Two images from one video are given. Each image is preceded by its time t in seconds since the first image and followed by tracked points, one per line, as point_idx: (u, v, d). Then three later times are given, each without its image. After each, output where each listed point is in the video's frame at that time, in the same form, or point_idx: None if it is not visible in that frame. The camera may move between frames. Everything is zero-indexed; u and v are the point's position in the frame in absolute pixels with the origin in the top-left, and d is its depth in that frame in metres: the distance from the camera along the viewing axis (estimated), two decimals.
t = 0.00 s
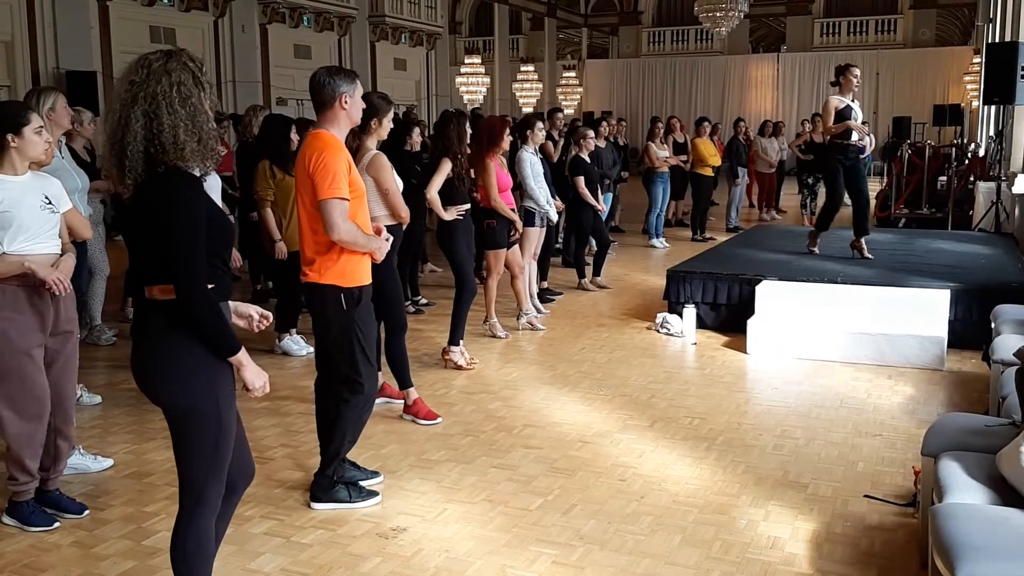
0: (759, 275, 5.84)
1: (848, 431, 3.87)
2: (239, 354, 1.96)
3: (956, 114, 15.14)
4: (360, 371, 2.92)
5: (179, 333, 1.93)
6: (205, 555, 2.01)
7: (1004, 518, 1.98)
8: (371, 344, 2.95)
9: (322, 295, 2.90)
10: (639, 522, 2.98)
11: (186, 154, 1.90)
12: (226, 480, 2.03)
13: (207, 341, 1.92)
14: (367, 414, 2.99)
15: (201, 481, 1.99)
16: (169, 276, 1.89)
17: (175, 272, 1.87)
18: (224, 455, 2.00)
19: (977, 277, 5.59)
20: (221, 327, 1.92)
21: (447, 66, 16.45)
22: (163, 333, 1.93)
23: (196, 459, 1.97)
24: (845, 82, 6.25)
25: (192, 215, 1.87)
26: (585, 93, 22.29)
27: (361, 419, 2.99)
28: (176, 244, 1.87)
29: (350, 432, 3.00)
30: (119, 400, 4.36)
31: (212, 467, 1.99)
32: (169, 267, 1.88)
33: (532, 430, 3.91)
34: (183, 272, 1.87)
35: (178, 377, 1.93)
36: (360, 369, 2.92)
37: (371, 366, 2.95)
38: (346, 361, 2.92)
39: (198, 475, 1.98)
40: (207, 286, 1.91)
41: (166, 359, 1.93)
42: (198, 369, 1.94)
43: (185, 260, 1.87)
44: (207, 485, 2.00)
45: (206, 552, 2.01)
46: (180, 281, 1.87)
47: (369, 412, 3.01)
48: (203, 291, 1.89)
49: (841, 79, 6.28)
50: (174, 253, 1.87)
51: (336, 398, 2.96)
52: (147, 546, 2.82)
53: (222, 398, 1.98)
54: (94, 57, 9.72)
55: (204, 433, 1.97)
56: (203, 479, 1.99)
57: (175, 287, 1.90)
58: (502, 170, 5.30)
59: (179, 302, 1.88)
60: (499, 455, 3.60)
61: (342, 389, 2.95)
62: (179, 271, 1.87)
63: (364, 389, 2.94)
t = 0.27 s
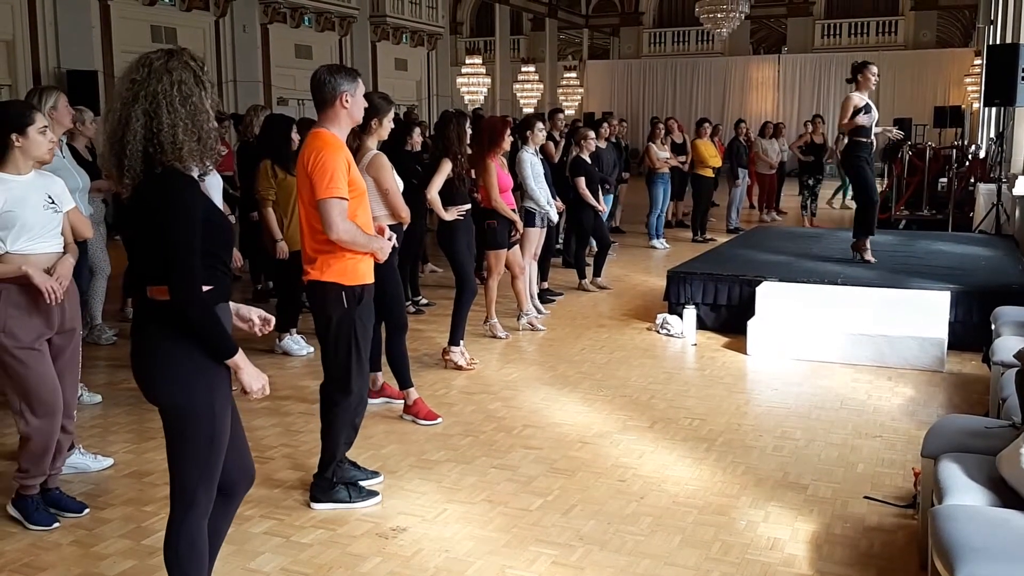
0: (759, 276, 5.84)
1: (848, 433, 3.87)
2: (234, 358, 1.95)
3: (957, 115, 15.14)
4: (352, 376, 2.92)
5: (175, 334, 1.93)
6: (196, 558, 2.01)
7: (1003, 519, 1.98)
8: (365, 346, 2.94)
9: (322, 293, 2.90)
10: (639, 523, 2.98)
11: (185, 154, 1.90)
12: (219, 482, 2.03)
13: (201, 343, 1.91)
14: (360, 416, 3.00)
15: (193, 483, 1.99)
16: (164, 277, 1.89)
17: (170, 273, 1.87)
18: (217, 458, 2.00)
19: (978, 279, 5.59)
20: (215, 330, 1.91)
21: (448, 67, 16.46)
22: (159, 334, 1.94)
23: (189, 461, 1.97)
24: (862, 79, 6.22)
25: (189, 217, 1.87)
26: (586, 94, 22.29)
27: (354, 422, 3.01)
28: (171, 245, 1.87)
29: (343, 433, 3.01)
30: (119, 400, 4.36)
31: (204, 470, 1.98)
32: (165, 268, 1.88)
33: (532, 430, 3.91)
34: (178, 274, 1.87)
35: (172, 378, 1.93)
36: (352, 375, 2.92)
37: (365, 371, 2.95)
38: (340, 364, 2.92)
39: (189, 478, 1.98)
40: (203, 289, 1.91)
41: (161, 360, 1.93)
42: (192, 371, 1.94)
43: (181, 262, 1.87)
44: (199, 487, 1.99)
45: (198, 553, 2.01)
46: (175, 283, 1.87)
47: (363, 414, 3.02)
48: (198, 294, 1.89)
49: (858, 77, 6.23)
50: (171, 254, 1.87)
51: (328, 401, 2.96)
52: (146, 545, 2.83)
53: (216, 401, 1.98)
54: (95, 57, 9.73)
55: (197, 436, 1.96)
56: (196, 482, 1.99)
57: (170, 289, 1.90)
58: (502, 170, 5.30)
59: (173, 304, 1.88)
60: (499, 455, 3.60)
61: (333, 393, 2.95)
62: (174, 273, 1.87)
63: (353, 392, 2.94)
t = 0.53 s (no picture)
0: (760, 276, 5.84)
1: (849, 433, 3.87)
2: (238, 359, 1.95)
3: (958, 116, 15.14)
4: (350, 378, 2.92)
5: (178, 334, 1.93)
6: (205, 555, 2.02)
7: (1005, 519, 1.98)
8: (365, 346, 2.95)
9: (322, 295, 2.90)
10: (640, 523, 2.98)
11: (189, 151, 1.90)
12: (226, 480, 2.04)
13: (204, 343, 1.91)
14: (359, 416, 3.01)
15: (201, 480, 1.99)
16: (166, 277, 1.89)
17: (172, 274, 1.87)
18: (224, 456, 2.01)
19: (980, 280, 5.59)
20: (218, 330, 1.91)
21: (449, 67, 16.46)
22: (162, 333, 1.94)
23: (196, 459, 1.98)
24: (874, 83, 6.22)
25: (189, 217, 1.87)
26: (587, 94, 22.28)
27: (353, 424, 3.03)
28: (172, 245, 1.87)
29: (339, 436, 3.01)
30: (121, 400, 4.36)
31: (210, 468, 1.99)
32: (166, 268, 1.88)
33: (533, 430, 3.91)
34: (179, 274, 1.87)
35: (176, 377, 1.93)
36: (349, 377, 2.92)
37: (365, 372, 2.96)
38: (339, 365, 2.92)
39: (196, 475, 1.99)
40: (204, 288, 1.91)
41: (165, 359, 1.93)
42: (195, 370, 1.94)
43: (182, 262, 1.87)
44: (207, 484, 2.00)
45: (207, 549, 2.02)
46: (176, 283, 1.87)
47: (361, 415, 3.03)
48: (199, 293, 1.89)
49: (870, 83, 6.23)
50: (172, 253, 1.87)
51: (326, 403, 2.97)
52: (148, 545, 2.83)
53: (221, 399, 1.98)
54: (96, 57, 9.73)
55: (203, 434, 1.97)
56: (204, 479, 1.99)
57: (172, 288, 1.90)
58: (503, 171, 5.30)
59: (175, 304, 1.88)
60: (501, 455, 3.60)
61: (332, 395, 2.96)
62: (175, 272, 1.87)
63: (350, 394, 2.94)
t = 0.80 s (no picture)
0: (760, 276, 5.84)
1: (849, 433, 3.87)
2: (239, 361, 1.95)
3: (957, 116, 15.15)
4: (348, 378, 2.92)
5: (180, 335, 1.94)
6: (210, 555, 2.03)
7: (1005, 519, 1.98)
8: (363, 346, 2.95)
9: (320, 295, 2.90)
10: (640, 522, 2.99)
11: (190, 153, 1.90)
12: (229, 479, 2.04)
13: (205, 345, 1.91)
14: (358, 417, 3.01)
15: (205, 480, 2.00)
16: (168, 279, 1.89)
17: (173, 276, 1.87)
18: (227, 456, 2.01)
19: (979, 279, 5.59)
20: (219, 332, 1.91)
21: (448, 67, 16.46)
22: (165, 335, 1.94)
23: (199, 459, 1.98)
24: (888, 78, 6.13)
25: (190, 219, 1.87)
26: (586, 94, 22.28)
27: (352, 424, 3.03)
28: (173, 248, 1.87)
29: (338, 437, 3.01)
30: (120, 400, 4.36)
31: (213, 468, 1.99)
32: (168, 270, 1.88)
33: (532, 430, 3.91)
34: (181, 276, 1.87)
35: (179, 379, 1.93)
36: (347, 378, 2.92)
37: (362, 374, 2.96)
38: (338, 366, 2.93)
39: (200, 475, 1.99)
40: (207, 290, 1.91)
41: (168, 361, 1.93)
42: (198, 372, 1.94)
43: (183, 264, 1.87)
44: (211, 484, 2.00)
45: (210, 548, 2.03)
46: (177, 285, 1.87)
47: (361, 415, 3.04)
48: (201, 295, 1.88)
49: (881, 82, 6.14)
50: (173, 256, 1.87)
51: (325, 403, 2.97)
52: (148, 544, 2.83)
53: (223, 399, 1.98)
54: (96, 57, 9.73)
55: (207, 434, 1.97)
56: (208, 479, 2.00)
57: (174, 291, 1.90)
58: (502, 171, 5.30)
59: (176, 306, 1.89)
60: (500, 455, 3.61)
61: (329, 396, 2.96)
62: (177, 274, 1.87)
63: (348, 395, 2.94)
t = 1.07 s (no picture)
0: (759, 275, 5.84)
1: (848, 431, 3.87)
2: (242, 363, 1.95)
3: (957, 115, 15.15)
4: (347, 376, 2.92)
5: (185, 335, 1.93)
6: (212, 554, 2.03)
7: (1005, 518, 1.99)
8: (362, 345, 2.95)
9: (320, 296, 2.90)
10: (639, 521, 2.99)
11: (188, 157, 1.89)
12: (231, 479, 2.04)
13: (210, 346, 1.91)
14: (359, 417, 3.01)
15: (206, 480, 2.00)
16: (174, 279, 1.89)
17: (180, 276, 1.87)
18: (229, 456, 2.01)
19: (978, 278, 5.59)
20: (225, 333, 1.91)
21: (448, 66, 16.46)
22: (169, 335, 1.94)
23: (202, 459, 1.98)
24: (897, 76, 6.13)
25: (196, 220, 1.87)
26: (586, 93, 22.27)
27: (352, 423, 3.03)
28: (179, 248, 1.86)
29: (338, 436, 3.02)
30: (120, 399, 4.36)
31: (215, 467, 1.99)
32: (174, 271, 1.88)
33: (532, 429, 3.91)
34: (187, 276, 1.87)
35: (183, 379, 1.93)
36: (347, 378, 2.92)
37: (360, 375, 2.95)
38: (339, 366, 2.93)
39: (203, 475, 1.99)
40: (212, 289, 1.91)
41: (172, 361, 1.93)
42: (202, 372, 1.94)
43: (189, 265, 1.87)
44: (213, 483, 2.00)
45: (211, 548, 2.03)
46: (184, 286, 1.87)
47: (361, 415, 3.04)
48: (207, 296, 1.88)
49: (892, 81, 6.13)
50: (179, 256, 1.87)
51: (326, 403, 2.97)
52: (148, 543, 2.83)
53: (227, 399, 1.98)
54: (95, 56, 9.72)
55: (209, 433, 1.97)
56: (210, 479, 2.00)
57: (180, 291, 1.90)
58: (502, 170, 5.30)
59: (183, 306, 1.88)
60: (500, 454, 3.61)
61: (329, 395, 2.96)
62: (184, 274, 1.87)
63: (348, 394, 2.94)
